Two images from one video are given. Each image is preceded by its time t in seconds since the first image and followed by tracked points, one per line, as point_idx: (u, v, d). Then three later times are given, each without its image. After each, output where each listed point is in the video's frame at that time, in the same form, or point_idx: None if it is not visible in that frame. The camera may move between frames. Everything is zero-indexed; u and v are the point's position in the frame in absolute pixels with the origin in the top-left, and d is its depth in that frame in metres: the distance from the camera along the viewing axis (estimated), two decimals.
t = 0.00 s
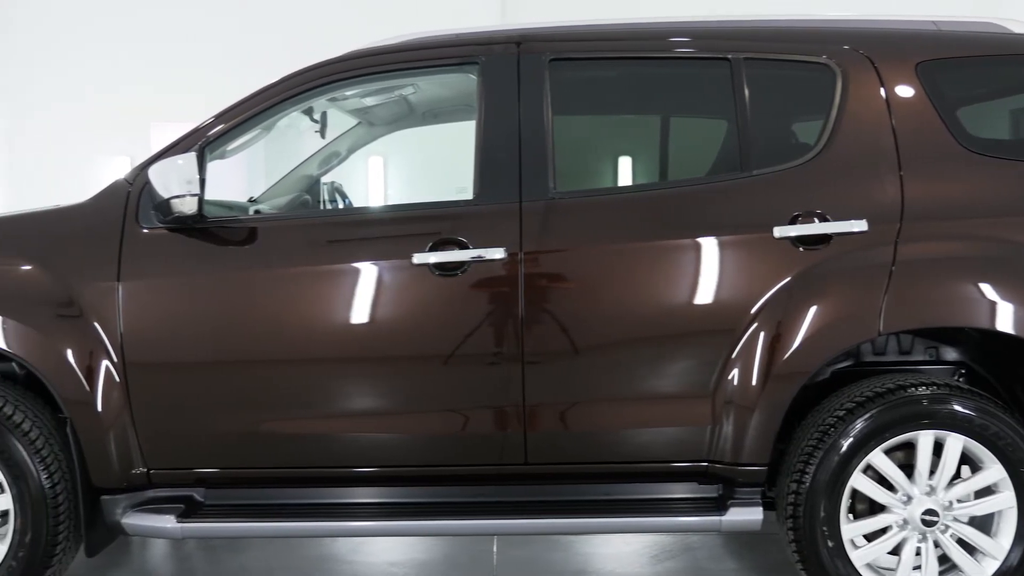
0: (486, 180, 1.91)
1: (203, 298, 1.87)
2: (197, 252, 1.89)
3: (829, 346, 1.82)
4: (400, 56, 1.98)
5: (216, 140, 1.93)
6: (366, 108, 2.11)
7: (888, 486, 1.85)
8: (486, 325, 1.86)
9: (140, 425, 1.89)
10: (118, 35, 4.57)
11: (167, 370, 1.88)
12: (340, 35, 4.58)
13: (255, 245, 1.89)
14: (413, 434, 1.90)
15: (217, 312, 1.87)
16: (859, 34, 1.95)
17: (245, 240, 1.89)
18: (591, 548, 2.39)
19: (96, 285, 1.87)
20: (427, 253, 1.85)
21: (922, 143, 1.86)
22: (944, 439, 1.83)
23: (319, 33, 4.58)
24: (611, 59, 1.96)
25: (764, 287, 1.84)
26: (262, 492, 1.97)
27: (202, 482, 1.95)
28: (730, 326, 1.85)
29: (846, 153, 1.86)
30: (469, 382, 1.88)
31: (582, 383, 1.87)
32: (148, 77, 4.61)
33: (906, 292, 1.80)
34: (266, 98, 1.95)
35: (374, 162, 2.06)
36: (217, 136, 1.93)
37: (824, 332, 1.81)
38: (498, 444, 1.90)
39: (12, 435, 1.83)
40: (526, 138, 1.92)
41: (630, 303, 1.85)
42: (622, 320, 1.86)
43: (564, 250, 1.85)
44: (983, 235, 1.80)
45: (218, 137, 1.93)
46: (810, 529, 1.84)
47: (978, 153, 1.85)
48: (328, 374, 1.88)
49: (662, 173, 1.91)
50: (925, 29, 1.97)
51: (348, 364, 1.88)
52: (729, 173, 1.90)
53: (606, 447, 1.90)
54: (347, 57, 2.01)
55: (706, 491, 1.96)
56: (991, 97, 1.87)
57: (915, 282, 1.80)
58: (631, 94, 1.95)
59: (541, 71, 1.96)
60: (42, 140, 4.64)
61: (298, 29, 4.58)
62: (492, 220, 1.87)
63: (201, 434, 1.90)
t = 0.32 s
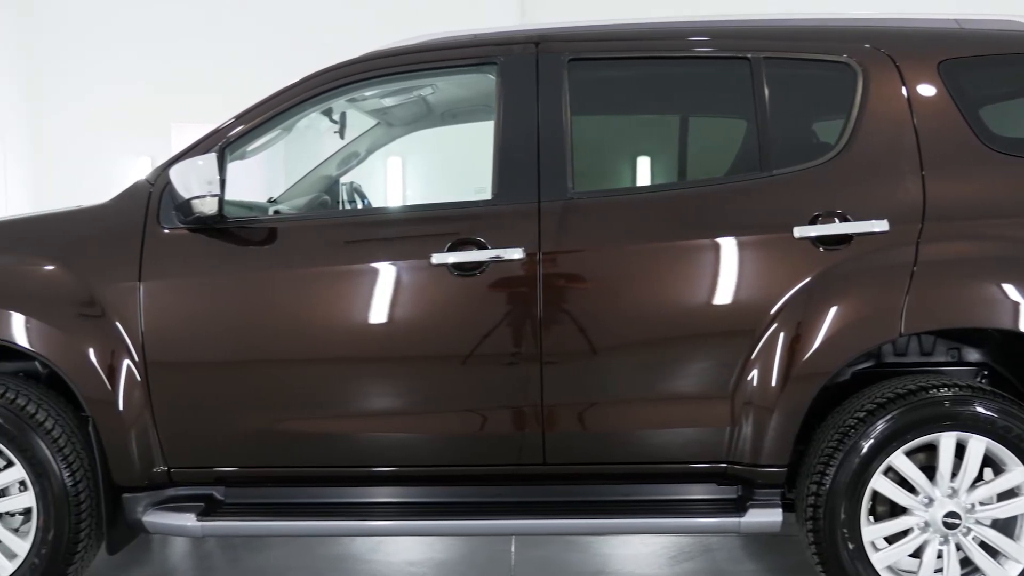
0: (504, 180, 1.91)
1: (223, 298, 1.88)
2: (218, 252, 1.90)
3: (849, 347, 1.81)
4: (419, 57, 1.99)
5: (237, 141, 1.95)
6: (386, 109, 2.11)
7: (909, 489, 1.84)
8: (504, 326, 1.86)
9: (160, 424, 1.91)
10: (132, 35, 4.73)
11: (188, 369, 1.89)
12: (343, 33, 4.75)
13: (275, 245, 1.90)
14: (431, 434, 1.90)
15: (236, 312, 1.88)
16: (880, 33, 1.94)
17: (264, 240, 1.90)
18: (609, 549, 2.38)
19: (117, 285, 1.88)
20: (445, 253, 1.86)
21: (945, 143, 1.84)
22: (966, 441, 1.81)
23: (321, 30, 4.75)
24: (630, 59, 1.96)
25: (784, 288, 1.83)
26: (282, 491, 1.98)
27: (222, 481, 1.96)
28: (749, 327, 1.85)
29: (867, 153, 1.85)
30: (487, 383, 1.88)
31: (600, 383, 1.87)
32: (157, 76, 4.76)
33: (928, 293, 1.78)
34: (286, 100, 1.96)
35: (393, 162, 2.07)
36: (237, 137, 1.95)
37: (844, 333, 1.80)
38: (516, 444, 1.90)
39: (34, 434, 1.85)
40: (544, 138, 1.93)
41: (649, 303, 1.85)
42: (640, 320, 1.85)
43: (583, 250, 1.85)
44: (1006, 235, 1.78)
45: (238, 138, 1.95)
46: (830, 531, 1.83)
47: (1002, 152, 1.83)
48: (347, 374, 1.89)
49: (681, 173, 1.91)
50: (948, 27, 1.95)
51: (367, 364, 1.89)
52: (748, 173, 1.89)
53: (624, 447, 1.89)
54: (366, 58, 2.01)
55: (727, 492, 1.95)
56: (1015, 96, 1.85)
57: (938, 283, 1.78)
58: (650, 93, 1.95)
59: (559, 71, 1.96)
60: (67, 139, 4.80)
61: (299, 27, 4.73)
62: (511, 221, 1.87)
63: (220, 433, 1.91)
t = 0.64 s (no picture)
0: (521, 180, 1.91)
1: (241, 297, 1.89)
2: (237, 252, 1.91)
3: (868, 348, 1.79)
4: (436, 57, 1.99)
5: (255, 141, 1.95)
6: (402, 109, 2.13)
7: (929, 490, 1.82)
8: (520, 326, 1.86)
9: (179, 423, 1.92)
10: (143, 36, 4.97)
11: (206, 369, 1.90)
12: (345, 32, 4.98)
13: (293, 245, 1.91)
14: (447, 434, 1.90)
15: (254, 312, 1.89)
16: (899, 31, 1.92)
17: (282, 240, 1.91)
18: (625, 550, 2.38)
19: (137, 285, 1.90)
20: (462, 253, 1.86)
21: (965, 142, 1.82)
22: (986, 443, 1.80)
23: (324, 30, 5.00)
24: (647, 59, 1.95)
25: (802, 288, 1.82)
26: (299, 491, 1.99)
27: (240, 480, 1.97)
28: (767, 327, 1.84)
29: (886, 152, 1.84)
30: (503, 383, 1.88)
31: (617, 383, 1.87)
32: (167, 78, 5.03)
33: (948, 294, 1.77)
34: (304, 100, 1.96)
35: (409, 162, 2.11)
36: (255, 138, 1.95)
37: (863, 333, 1.79)
38: (532, 444, 1.90)
39: (55, 432, 1.86)
40: (561, 138, 1.92)
41: (666, 303, 1.84)
42: (656, 320, 1.85)
43: (600, 250, 1.85)
44: None
45: (255, 139, 1.95)
46: (849, 532, 1.82)
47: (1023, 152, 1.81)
48: (363, 373, 1.89)
49: (698, 173, 1.90)
50: (968, 25, 1.93)
51: (384, 363, 1.89)
52: (766, 172, 1.88)
53: (641, 447, 1.89)
54: (383, 58, 2.02)
55: (745, 493, 1.93)
56: None
57: (958, 283, 1.77)
58: (666, 94, 1.95)
59: (576, 70, 1.96)
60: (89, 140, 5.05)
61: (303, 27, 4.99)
62: (527, 221, 1.87)
63: (238, 432, 1.92)
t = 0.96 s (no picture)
0: (538, 180, 1.91)
1: (260, 297, 1.90)
2: (256, 252, 1.92)
3: (888, 350, 1.78)
4: (454, 57, 1.99)
5: (273, 142, 1.96)
6: (420, 109, 2.14)
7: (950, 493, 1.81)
8: (537, 326, 1.86)
9: (198, 422, 1.93)
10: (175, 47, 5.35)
11: (226, 368, 1.91)
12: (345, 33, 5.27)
13: (311, 245, 1.91)
14: (464, 434, 1.91)
15: (273, 311, 1.90)
16: (920, 29, 1.91)
17: (300, 240, 1.92)
18: (643, 550, 2.38)
19: (157, 285, 1.91)
20: (479, 253, 1.86)
21: (988, 141, 1.81)
22: (1008, 445, 1.78)
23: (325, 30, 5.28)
24: (665, 59, 1.95)
25: (820, 289, 1.81)
26: (317, 490, 1.99)
27: (259, 479, 1.99)
28: (785, 328, 1.83)
29: (906, 152, 1.82)
30: (520, 383, 1.88)
31: (635, 384, 1.86)
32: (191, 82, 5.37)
33: (971, 295, 1.75)
34: (322, 100, 1.97)
35: (427, 162, 2.10)
36: (274, 138, 1.96)
37: (884, 334, 1.78)
38: (550, 445, 1.90)
39: (76, 431, 1.88)
40: (579, 139, 1.92)
41: (684, 304, 1.84)
42: (673, 320, 1.84)
43: (617, 251, 1.84)
44: None
45: (274, 139, 1.96)
46: (868, 534, 1.81)
47: None
48: (382, 373, 1.90)
49: (716, 174, 1.90)
50: (991, 23, 1.92)
51: (401, 363, 1.89)
52: (785, 172, 1.87)
53: (659, 448, 1.88)
54: (401, 59, 2.02)
55: (766, 493, 1.93)
56: None
57: (981, 284, 1.75)
58: (684, 94, 1.95)
59: (594, 70, 1.95)
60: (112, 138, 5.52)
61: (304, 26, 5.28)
62: (544, 222, 1.87)
63: (257, 431, 1.93)
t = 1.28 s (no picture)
0: (556, 180, 1.91)
1: (279, 297, 1.91)
2: (276, 252, 1.94)
3: (909, 351, 1.76)
4: (473, 57, 1.99)
5: (293, 143, 1.97)
6: (438, 109, 2.15)
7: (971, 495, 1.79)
8: (555, 326, 1.86)
9: (218, 421, 1.95)
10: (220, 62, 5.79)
11: (245, 368, 1.92)
12: (348, 38, 5.68)
13: (330, 246, 1.92)
14: (481, 434, 1.91)
15: (292, 312, 1.91)
16: (942, 27, 1.89)
17: (319, 241, 1.93)
18: (661, 551, 2.38)
19: (177, 285, 1.93)
20: (497, 253, 1.86)
21: (1011, 140, 1.79)
22: None
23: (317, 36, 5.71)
24: (684, 59, 1.94)
25: (840, 289, 1.80)
26: (335, 489, 2.00)
27: (278, 478, 2.00)
28: (805, 328, 1.82)
29: (928, 151, 1.81)
30: (538, 383, 1.88)
31: (653, 384, 1.86)
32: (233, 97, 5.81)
33: (994, 296, 1.74)
34: (342, 101, 1.98)
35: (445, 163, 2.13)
36: (293, 139, 1.97)
37: (905, 335, 1.76)
38: (567, 445, 1.90)
39: (98, 429, 1.90)
40: (597, 139, 1.92)
41: (702, 304, 1.83)
42: (692, 321, 1.84)
43: (636, 251, 1.84)
44: None
45: (293, 140, 1.97)
46: (889, 537, 1.79)
47: None
48: (400, 373, 1.90)
49: (735, 174, 1.89)
50: (1014, 21, 1.89)
51: (419, 363, 1.90)
52: (805, 172, 1.86)
53: (677, 449, 1.88)
54: (420, 60, 2.02)
55: (784, 496, 1.92)
56: None
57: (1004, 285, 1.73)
58: (703, 94, 1.95)
59: (613, 70, 1.95)
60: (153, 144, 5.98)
61: (300, 35, 5.73)
62: (562, 222, 1.87)
63: (276, 430, 1.94)
